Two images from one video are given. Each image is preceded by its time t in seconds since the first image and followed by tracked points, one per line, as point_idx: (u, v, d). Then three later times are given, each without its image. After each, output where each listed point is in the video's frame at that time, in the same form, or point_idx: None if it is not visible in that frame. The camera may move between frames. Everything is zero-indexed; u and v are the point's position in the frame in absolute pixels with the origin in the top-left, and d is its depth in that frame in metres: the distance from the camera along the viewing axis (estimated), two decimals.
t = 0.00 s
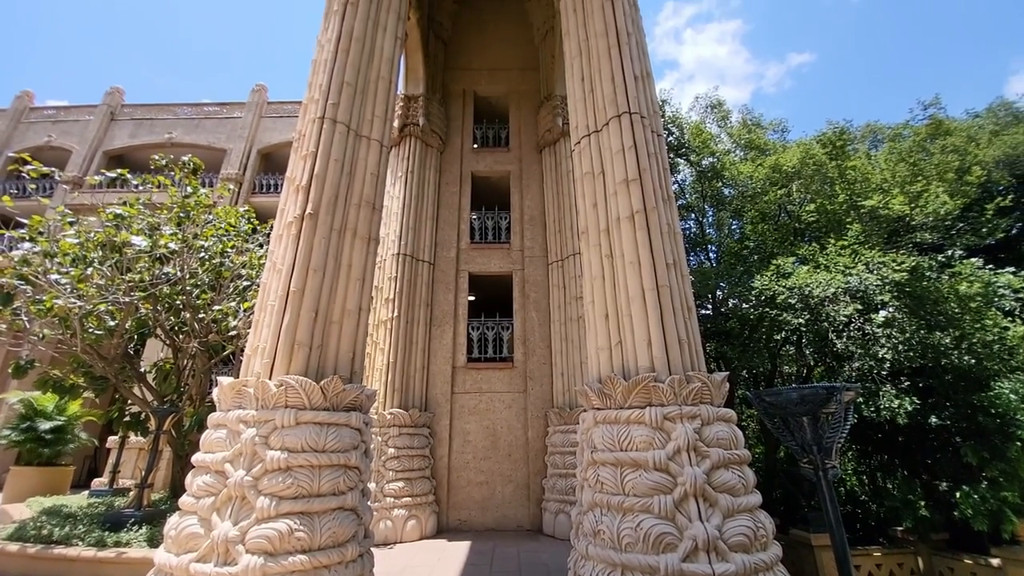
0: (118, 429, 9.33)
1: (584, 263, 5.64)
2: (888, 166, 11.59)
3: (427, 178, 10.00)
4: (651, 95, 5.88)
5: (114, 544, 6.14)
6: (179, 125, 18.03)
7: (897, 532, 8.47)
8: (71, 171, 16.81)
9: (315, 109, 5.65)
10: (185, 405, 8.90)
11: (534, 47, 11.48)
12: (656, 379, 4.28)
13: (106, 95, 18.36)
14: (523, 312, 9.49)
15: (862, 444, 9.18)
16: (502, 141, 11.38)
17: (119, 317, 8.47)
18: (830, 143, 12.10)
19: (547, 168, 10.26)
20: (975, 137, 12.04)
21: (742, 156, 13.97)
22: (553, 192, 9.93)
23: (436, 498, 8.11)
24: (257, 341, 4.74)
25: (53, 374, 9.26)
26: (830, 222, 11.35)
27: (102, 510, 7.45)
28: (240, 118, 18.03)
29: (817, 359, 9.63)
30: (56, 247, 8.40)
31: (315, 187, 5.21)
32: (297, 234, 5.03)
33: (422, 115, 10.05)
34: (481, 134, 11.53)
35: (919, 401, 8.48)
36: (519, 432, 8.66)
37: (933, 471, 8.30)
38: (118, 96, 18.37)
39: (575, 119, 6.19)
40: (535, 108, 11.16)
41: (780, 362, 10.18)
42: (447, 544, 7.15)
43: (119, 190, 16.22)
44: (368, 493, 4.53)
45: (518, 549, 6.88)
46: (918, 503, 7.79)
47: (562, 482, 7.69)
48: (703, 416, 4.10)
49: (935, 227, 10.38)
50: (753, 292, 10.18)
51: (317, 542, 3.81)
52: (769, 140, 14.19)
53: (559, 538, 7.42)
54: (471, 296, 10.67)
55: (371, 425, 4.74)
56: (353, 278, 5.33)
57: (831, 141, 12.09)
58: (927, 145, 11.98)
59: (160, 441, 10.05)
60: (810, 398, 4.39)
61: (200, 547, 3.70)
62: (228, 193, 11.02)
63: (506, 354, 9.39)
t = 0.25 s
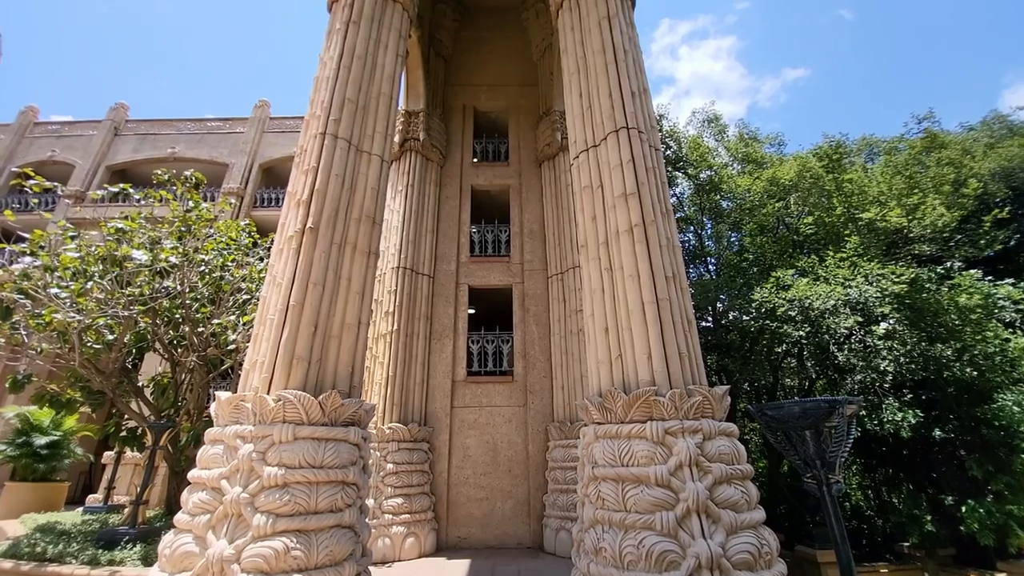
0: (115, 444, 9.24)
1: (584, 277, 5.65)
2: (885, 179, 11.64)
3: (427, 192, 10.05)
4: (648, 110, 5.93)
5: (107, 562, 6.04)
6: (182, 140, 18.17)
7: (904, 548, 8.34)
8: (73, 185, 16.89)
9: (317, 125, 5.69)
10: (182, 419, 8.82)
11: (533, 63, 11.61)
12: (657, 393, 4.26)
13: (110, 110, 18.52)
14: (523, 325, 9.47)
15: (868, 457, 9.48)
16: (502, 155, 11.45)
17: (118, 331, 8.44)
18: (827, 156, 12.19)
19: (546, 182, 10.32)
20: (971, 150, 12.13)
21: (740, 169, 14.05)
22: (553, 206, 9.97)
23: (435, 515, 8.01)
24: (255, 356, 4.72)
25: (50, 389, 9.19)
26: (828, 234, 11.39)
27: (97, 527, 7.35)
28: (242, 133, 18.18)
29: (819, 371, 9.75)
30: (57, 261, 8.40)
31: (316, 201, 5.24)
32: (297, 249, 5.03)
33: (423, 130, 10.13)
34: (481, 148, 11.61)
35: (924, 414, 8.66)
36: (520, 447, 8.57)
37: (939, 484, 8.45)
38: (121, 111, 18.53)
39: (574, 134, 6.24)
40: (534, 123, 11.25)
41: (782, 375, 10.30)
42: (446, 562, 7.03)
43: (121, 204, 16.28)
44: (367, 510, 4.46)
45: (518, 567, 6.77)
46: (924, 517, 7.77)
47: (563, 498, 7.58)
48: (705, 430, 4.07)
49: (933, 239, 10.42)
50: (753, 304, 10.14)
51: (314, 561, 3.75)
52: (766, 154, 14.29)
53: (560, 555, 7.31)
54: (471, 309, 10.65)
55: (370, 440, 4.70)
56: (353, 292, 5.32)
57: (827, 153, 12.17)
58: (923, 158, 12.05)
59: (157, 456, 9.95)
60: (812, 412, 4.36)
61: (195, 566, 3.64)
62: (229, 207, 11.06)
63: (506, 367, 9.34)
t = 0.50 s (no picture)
0: (110, 457, 9.15)
1: (583, 288, 5.65)
2: (882, 189, 11.69)
3: (427, 204, 10.09)
4: (645, 123, 5.97)
5: None
6: (183, 152, 18.26)
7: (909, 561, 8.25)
8: (74, 197, 16.94)
9: (318, 138, 5.73)
10: (179, 432, 8.75)
11: (532, 77, 11.71)
12: (656, 405, 4.23)
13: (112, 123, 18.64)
14: (523, 336, 9.44)
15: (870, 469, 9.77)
16: (501, 166, 11.50)
17: (116, 343, 8.40)
18: (823, 167, 12.28)
19: (545, 193, 10.35)
20: (966, 160, 12.20)
21: (737, 180, 14.11)
22: (552, 217, 9.99)
23: (434, 529, 7.92)
24: (254, 368, 4.70)
25: (46, 402, 9.13)
26: (826, 244, 11.41)
27: (90, 542, 7.25)
28: (244, 146, 18.29)
29: (819, 382, 9.88)
30: (56, 272, 8.39)
31: (316, 213, 5.25)
32: (297, 260, 5.03)
33: (422, 142, 10.20)
34: (480, 160, 11.66)
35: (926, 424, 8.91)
36: (520, 460, 8.50)
37: (942, 495, 8.83)
38: (124, 124, 18.64)
39: (572, 146, 6.29)
40: (533, 135, 11.32)
41: (783, 385, 10.36)
42: None
43: (122, 216, 16.31)
44: (364, 525, 4.40)
45: None
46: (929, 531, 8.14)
47: (564, 512, 7.49)
48: (705, 442, 4.03)
49: (931, 249, 10.47)
50: (752, 314, 10.13)
51: None
52: (763, 165, 14.38)
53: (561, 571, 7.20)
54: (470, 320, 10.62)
55: (368, 454, 4.65)
56: (351, 303, 5.31)
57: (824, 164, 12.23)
58: (918, 168, 12.10)
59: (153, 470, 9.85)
60: (813, 423, 4.34)
61: None
62: (230, 218, 11.08)
63: (506, 379, 9.29)
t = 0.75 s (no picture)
0: (108, 473, 9.07)
1: (584, 300, 5.66)
2: (880, 201, 11.73)
3: (428, 217, 10.13)
4: (644, 137, 6.01)
5: None
6: (186, 167, 18.40)
7: None
8: (77, 211, 17.02)
9: (320, 153, 5.77)
10: (178, 447, 8.68)
11: (532, 91, 11.82)
12: (658, 419, 4.20)
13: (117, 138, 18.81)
14: (523, 349, 9.40)
15: (876, 484, 9.86)
16: (502, 180, 11.55)
17: (116, 356, 8.38)
18: (821, 179, 12.33)
19: (546, 206, 10.39)
20: (964, 172, 12.26)
21: (736, 192, 14.17)
22: (552, 229, 10.01)
23: (434, 545, 7.82)
24: (254, 382, 4.68)
25: (45, 416, 9.08)
26: (826, 256, 11.43)
27: (86, 560, 7.15)
28: (246, 160, 18.42)
29: (824, 394, 9.94)
30: (58, 286, 8.40)
31: (318, 227, 5.27)
32: (298, 274, 5.04)
33: (423, 156, 10.28)
34: (481, 173, 11.73)
35: (931, 437, 8.87)
36: (521, 474, 8.42)
37: (950, 509, 8.78)
38: (128, 139, 18.80)
39: (571, 160, 6.33)
40: (533, 148, 11.40)
41: (786, 398, 10.45)
42: None
43: (124, 230, 16.38)
44: (363, 542, 4.34)
45: None
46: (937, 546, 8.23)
47: (565, 527, 7.38)
48: (708, 457, 3.99)
49: (931, 260, 10.49)
50: (754, 326, 10.12)
51: None
52: (762, 177, 14.45)
53: None
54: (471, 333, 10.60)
55: (367, 469, 4.60)
56: (352, 317, 5.31)
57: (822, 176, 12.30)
58: (916, 180, 12.18)
59: (151, 485, 9.76)
60: (817, 436, 4.30)
61: None
62: (231, 232, 11.13)
63: (507, 392, 9.24)
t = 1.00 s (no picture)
0: (106, 486, 9.00)
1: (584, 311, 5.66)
2: (880, 211, 11.73)
3: (429, 227, 10.17)
4: (644, 148, 6.04)
5: None
6: (189, 178, 18.50)
7: None
8: (80, 223, 17.10)
9: (322, 165, 5.80)
10: (176, 459, 8.62)
11: (532, 103, 11.90)
12: (661, 430, 4.17)
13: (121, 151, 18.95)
14: (524, 360, 9.37)
15: (883, 496, 9.96)
16: (502, 190, 11.59)
17: (116, 368, 8.36)
18: (821, 189, 12.37)
19: (546, 217, 10.41)
20: (963, 181, 12.29)
21: (736, 203, 14.20)
22: (553, 240, 10.02)
23: (434, 559, 7.72)
24: (254, 394, 4.66)
25: (44, 428, 9.05)
26: (827, 265, 11.42)
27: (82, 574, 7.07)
28: (249, 171, 18.54)
29: (827, 405, 9.96)
30: (60, 297, 8.42)
31: (319, 238, 5.28)
32: (299, 285, 5.04)
33: (424, 167, 10.35)
34: (482, 184, 11.77)
35: (935, 447, 8.89)
36: (522, 486, 8.35)
37: (957, 521, 8.82)
38: (133, 151, 18.95)
39: (571, 171, 6.35)
40: (533, 160, 11.46)
41: (790, 409, 10.51)
42: None
43: (126, 241, 16.44)
44: (363, 556, 4.28)
45: None
46: (944, 559, 8.32)
47: (568, 541, 7.29)
48: (711, 469, 3.95)
49: (931, 269, 10.50)
50: (755, 335, 10.09)
51: None
52: (761, 187, 14.49)
53: None
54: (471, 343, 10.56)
55: (367, 482, 4.56)
56: (353, 328, 5.29)
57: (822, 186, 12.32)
58: (915, 190, 12.21)
59: (149, 498, 9.68)
60: (821, 448, 4.27)
61: None
62: (233, 243, 11.16)
63: (508, 403, 9.19)
